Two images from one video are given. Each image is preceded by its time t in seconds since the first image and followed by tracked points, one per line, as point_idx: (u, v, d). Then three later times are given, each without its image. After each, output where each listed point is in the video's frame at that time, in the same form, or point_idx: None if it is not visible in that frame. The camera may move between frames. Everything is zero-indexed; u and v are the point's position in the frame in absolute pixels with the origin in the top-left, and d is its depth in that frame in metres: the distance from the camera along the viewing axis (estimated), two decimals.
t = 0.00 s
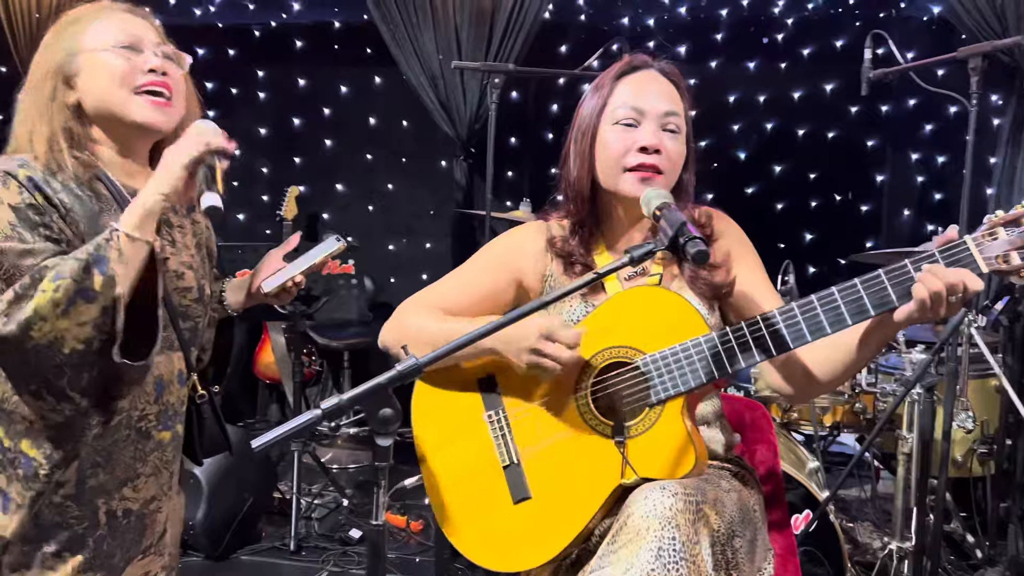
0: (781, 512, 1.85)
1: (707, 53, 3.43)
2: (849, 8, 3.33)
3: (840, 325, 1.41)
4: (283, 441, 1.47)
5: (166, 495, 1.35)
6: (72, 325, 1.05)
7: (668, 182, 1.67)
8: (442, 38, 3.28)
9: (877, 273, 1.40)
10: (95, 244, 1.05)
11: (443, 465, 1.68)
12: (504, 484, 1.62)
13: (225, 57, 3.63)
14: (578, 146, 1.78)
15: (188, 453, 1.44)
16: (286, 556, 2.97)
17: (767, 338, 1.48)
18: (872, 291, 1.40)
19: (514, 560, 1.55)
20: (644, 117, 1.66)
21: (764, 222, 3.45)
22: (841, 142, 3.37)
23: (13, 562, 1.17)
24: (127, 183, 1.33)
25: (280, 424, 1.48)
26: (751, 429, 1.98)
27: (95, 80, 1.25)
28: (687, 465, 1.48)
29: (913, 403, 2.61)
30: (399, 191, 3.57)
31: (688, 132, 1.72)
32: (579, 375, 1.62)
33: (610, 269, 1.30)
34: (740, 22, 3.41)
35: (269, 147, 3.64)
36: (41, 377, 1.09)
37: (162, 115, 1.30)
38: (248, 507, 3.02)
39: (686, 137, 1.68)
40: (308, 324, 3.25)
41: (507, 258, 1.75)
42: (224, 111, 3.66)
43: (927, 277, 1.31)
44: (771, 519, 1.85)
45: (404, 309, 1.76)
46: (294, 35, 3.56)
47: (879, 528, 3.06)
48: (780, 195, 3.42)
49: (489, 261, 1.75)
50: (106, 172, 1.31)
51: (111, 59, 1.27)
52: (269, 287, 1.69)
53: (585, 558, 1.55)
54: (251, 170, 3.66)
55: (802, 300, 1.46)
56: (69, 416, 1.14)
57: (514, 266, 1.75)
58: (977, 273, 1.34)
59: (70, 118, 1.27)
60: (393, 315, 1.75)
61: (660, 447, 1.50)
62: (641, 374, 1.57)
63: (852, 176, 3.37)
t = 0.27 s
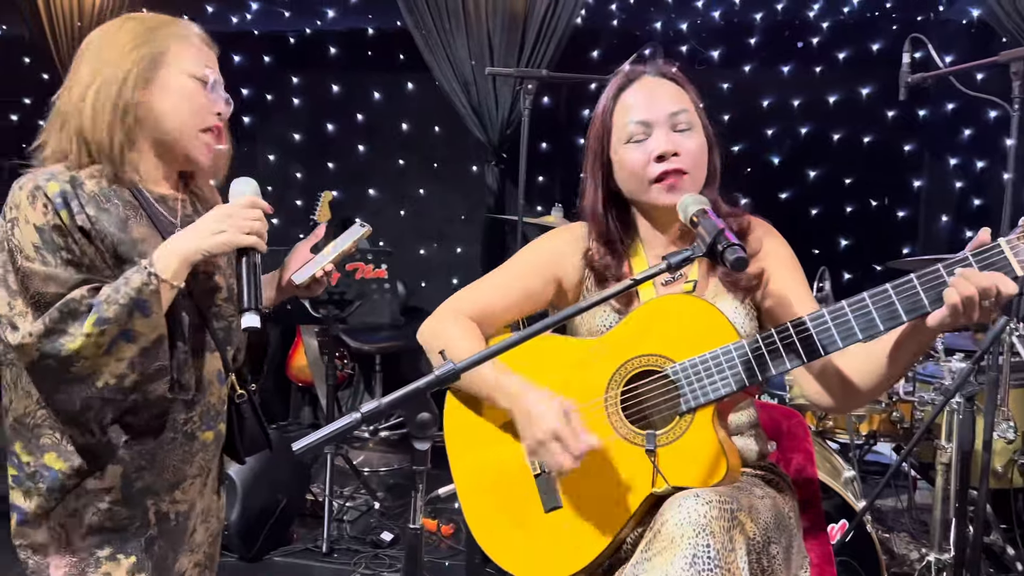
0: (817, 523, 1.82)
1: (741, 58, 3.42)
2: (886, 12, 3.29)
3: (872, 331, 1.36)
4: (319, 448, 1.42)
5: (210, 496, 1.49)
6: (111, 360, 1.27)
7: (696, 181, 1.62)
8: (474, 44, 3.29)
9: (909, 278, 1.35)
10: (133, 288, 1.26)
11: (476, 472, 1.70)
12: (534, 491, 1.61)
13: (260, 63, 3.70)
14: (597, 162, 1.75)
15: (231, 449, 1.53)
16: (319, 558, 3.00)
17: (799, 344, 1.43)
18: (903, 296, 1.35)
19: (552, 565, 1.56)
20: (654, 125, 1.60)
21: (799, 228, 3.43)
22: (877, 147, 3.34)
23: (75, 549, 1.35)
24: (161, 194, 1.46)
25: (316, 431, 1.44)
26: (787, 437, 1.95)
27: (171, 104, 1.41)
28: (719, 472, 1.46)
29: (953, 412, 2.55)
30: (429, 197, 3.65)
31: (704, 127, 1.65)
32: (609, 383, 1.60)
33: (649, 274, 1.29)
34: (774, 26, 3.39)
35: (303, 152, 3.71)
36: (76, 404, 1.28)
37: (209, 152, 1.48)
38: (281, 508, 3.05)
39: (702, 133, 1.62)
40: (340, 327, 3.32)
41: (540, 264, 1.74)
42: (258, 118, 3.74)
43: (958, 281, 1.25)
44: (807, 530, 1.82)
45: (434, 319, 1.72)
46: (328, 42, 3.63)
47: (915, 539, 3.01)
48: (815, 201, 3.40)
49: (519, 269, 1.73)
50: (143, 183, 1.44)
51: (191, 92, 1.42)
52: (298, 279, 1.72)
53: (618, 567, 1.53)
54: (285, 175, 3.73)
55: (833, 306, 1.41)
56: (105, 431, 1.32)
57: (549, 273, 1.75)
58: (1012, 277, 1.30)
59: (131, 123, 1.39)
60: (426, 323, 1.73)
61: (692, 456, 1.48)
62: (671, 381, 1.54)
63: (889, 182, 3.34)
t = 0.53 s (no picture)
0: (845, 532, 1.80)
1: (767, 61, 3.42)
2: (915, 14, 3.27)
3: (904, 343, 1.35)
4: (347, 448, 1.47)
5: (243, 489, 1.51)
6: (156, 351, 1.31)
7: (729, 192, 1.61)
8: (499, 49, 3.30)
9: (944, 290, 1.33)
10: (175, 279, 1.31)
11: (499, 471, 1.70)
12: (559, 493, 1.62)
13: (286, 68, 3.84)
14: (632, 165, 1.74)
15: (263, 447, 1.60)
16: (342, 559, 3.01)
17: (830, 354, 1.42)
18: (938, 309, 1.33)
19: (575, 564, 1.56)
20: (693, 132, 1.60)
21: (826, 232, 3.43)
22: (906, 151, 3.33)
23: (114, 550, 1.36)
24: (174, 195, 1.52)
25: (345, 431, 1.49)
26: (815, 443, 1.92)
27: (198, 124, 1.45)
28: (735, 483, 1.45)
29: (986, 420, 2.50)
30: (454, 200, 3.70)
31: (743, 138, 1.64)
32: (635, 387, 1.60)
33: (676, 278, 1.29)
34: (801, 28, 3.38)
35: (328, 157, 3.84)
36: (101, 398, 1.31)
37: (219, 163, 1.56)
38: (305, 511, 3.05)
39: (741, 143, 1.62)
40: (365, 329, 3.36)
41: (571, 267, 1.75)
42: (284, 122, 3.87)
43: (997, 295, 1.23)
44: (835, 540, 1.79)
45: (462, 319, 1.73)
46: (353, 47, 3.74)
47: (945, 547, 2.97)
48: (842, 204, 3.39)
49: (550, 271, 1.75)
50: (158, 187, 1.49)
51: (215, 112, 1.48)
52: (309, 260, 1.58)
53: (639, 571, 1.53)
54: (310, 179, 3.87)
55: (865, 316, 1.40)
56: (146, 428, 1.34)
57: (579, 275, 1.76)
58: None
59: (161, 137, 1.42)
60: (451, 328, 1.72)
61: (716, 464, 1.46)
62: (699, 388, 1.54)
63: (918, 186, 3.33)
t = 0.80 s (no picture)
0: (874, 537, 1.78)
1: (790, 62, 3.45)
2: (940, 15, 3.28)
3: (944, 355, 1.32)
4: (376, 449, 1.50)
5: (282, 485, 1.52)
6: (217, 356, 1.32)
7: (761, 193, 1.62)
8: (520, 52, 3.32)
9: (989, 302, 1.30)
10: (232, 285, 1.32)
11: (528, 468, 1.72)
12: (587, 492, 1.63)
13: (308, 72, 3.97)
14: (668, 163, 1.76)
15: (297, 438, 1.62)
16: (364, 560, 3.02)
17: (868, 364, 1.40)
18: (982, 322, 1.30)
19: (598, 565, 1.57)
20: (727, 130, 1.62)
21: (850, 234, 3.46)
22: (930, 154, 3.34)
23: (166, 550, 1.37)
24: (203, 201, 1.54)
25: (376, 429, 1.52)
26: (842, 448, 1.89)
27: (231, 133, 1.48)
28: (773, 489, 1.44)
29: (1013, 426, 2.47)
30: (473, 203, 3.83)
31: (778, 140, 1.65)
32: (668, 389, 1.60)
33: (703, 281, 1.31)
34: (824, 30, 3.40)
35: (351, 160, 3.96)
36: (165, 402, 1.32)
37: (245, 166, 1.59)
38: (327, 512, 3.06)
39: (776, 144, 1.63)
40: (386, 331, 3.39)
41: (605, 266, 1.75)
42: (307, 126, 4.00)
43: None
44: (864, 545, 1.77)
45: (498, 315, 1.79)
46: (374, 51, 3.87)
47: (971, 554, 2.94)
48: (865, 207, 3.43)
49: (585, 271, 1.76)
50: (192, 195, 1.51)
51: (243, 119, 1.51)
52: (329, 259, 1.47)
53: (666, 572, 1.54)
54: (332, 182, 3.99)
55: (904, 326, 1.37)
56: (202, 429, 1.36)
57: (611, 276, 1.76)
58: None
59: (198, 147, 1.44)
60: (484, 325, 1.79)
61: (745, 468, 1.48)
62: (731, 393, 1.53)
63: (943, 189, 3.34)
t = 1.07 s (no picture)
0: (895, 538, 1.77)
1: (806, 63, 3.45)
2: (958, 15, 3.27)
3: (974, 358, 1.31)
4: (398, 446, 1.52)
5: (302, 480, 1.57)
6: (246, 352, 1.34)
7: (782, 193, 1.62)
8: (535, 53, 3.32)
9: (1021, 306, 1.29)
10: (260, 284, 1.33)
11: (548, 469, 1.71)
12: (609, 491, 1.63)
13: (324, 75, 4.00)
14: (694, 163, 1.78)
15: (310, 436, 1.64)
16: (379, 560, 3.02)
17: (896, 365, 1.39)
18: (1013, 325, 1.29)
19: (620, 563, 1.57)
20: (748, 129, 1.62)
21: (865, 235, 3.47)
22: (947, 155, 3.34)
23: (195, 547, 1.40)
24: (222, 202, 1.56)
25: (399, 428, 1.53)
26: (861, 450, 1.88)
27: (253, 133, 1.49)
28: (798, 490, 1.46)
29: None
30: (488, 204, 3.89)
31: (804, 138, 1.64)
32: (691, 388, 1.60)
33: (724, 281, 1.31)
34: (841, 31, 3.40)
35: (367, 162, 4.02)
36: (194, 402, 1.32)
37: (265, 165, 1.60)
38: (342, 511, 3.09)
39: (800, 143, 1.62)
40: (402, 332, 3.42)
41: (630, 265, 1.75)
42: (322, 127, 4.04)
43: None
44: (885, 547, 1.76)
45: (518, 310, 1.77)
46: (390, 53, 3.92)
47: (990, 558, 2.92)
48: (881, 209, 3.44)
49: (606, 270, 1.75)
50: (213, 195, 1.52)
51: (264, 119, 1.52)
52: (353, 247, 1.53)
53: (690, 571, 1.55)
54: (348, 184, 4.05)
55: (933, 329, 1.36)
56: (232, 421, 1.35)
57: (636, 275, 1.77)
58: None
59: (221, 149, 1.45)
60: (504, 321, 1.76)
61: (771, 468, 1.49)
62: (756, 393, 1.54)
63: (960, 190, 3.34)
